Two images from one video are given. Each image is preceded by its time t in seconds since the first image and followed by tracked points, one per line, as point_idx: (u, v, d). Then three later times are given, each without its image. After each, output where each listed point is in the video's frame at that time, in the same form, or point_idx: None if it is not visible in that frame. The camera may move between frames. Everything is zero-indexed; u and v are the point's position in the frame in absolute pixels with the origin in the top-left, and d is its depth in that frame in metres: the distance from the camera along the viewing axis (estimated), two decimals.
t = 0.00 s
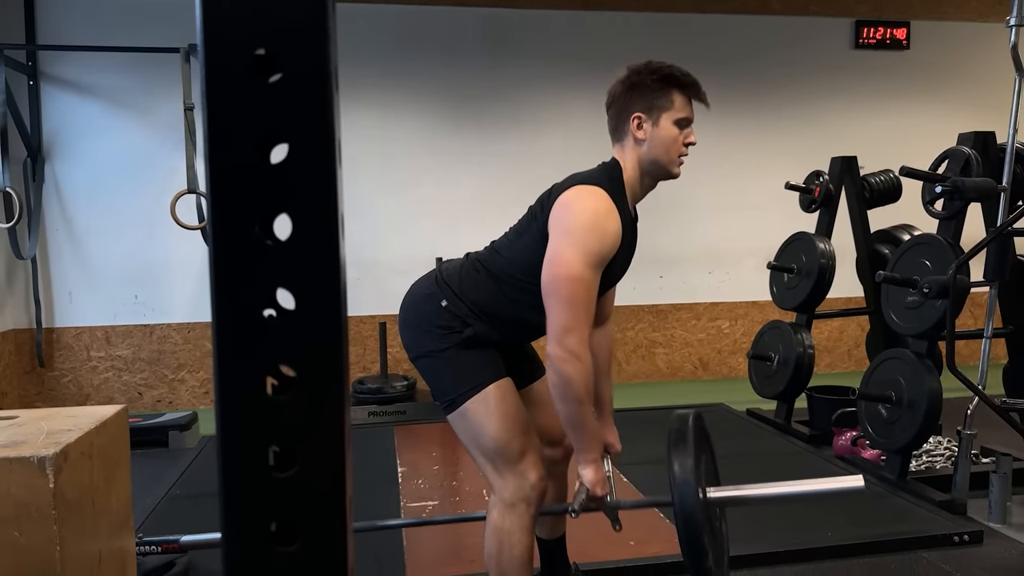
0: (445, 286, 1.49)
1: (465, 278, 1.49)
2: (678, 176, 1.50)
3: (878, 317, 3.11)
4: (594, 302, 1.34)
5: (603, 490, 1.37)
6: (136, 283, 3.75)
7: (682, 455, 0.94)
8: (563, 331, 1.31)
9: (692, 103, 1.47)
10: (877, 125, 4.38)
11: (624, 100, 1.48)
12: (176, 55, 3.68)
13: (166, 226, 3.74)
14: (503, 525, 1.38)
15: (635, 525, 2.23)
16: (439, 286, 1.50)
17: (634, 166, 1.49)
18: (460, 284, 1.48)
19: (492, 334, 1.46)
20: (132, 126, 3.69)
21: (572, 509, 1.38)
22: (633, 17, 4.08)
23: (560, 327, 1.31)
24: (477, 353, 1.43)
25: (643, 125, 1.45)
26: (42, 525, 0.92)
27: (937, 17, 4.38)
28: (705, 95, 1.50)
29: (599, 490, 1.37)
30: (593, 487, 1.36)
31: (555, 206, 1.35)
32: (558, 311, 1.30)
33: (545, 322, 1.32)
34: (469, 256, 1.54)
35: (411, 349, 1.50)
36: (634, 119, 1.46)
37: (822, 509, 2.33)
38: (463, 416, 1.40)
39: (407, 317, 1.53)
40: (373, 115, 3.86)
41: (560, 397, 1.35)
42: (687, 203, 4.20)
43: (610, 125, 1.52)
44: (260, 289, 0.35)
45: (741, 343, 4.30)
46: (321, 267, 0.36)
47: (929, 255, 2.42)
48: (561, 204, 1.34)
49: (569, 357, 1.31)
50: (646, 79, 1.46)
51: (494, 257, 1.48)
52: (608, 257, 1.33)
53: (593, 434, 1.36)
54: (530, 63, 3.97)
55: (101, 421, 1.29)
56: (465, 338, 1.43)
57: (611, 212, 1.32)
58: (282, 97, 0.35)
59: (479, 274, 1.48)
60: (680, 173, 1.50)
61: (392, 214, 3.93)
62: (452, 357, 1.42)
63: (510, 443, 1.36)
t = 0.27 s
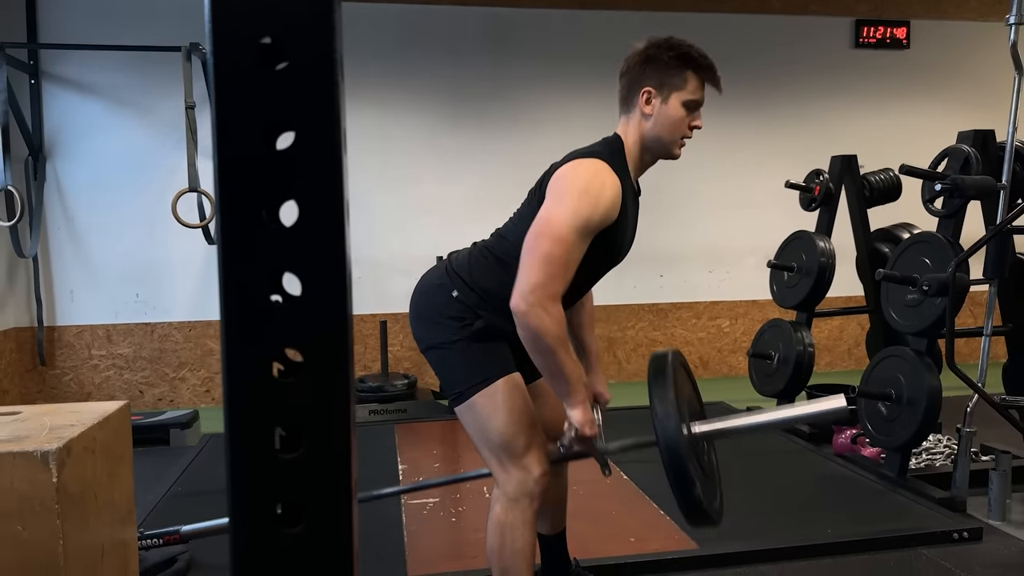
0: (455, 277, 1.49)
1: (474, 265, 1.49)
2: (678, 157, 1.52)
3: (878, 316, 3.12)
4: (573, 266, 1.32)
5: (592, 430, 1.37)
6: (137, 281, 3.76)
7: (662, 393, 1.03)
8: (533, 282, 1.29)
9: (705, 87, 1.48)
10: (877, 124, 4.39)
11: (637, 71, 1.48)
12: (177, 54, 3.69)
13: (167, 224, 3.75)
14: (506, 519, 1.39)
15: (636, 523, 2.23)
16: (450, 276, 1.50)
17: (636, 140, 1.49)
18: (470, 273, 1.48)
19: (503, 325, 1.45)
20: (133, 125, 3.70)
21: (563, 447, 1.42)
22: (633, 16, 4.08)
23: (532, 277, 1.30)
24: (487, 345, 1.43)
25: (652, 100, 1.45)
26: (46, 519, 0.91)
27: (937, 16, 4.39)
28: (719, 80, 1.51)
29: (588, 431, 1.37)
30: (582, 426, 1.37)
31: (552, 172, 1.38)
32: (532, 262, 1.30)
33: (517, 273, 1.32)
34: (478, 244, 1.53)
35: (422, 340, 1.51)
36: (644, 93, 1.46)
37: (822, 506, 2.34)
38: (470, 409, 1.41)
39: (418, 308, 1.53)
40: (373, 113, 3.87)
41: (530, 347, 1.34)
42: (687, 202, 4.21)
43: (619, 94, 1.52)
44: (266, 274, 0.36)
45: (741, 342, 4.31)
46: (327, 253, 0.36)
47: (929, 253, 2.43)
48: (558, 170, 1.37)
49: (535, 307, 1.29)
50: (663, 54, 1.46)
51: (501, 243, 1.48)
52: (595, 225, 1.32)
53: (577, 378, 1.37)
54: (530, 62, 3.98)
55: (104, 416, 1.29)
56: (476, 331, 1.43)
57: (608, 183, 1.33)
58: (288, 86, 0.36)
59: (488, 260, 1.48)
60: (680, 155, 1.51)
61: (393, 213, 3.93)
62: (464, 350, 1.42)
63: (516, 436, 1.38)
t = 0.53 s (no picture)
0: (467, 271, 1.50)
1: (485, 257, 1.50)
2: (683, 150, 1.53)
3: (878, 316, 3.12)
4: (554, 229, 1.32)
5: (575, 370, 1.39)
6: (139, 281, 3.76)
7: (639, 338, 1.21)
8: (509, 231, 1.30)
9: (721, 84, 1.49)
10: (879, 124, 4.39)
11: (655, 58, 1.48)
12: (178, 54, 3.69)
13: (168, 224, 3.76)
14: (511, 517, 1.39)
15: (638, 522, 2.23)
16: (462, 271, 1.51)
17: (646, 128, 1.49)
18: (482, 267, 1.48)
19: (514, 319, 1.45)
20: (134, 124, 3.70)
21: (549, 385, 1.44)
22: (634, 16, 4.09)
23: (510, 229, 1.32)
24: (498, 341, 1.43)
25: (667, 89, 1.45)
26: (50, 517, 0.92)
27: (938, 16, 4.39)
28: (736, 79, 1.52)
29: (571, 371, 1.39)
30: (565, 368, 1.38)
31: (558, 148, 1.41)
32: (513, 215, 1.32)
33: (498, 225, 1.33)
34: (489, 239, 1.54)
35: (434, 335, 1.52)
36: (659, 81, 1.46)
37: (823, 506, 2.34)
38: (479, 406, 1.42)
39: (431, 302, 1.54)
40: (374, 113, 3.88)
41: (505, 297, 1.34)
42: (688, 203, 4.21)
43: (635, 80, 1.52)
44: (276, 271, 0.36)
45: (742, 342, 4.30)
46: (336, 249, 0.37)
47: (930, 253, 2.43)
48: (563, 145, 1.39)
49: (506, 255, 1.30)
50: (684, 45, 1.47)
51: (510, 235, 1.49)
52: (585, 196, 1.32)
53: (558, 323, 1.38)
54: (531, 61, 3.98)
55: (108, 415, 1.30)
56: (488, 327, 1.43)
57: (608, 161, 1.34)
58: (299, 84, 0.36)
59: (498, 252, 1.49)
60: (687, 148, 1.52)
61: (394, 212, 3.94)
62: (476, 347, 1.43)
63: (524, 434, 1.39)
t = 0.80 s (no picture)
0: (477, 273, 1.51)
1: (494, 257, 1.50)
2: (694, 156, 1.53)
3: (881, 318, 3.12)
4: (548, 209, 1.33)
5: (563, 340, 1.37)
6: (142, 282, 3.77)
7: (626, 308, 1.31)
8: (501, 202, 1.32)
9: (735, 94, 1.49)
10: (881, 127, 4.39)
11: (671, 63, 1.49)
12: (182, 56, 3.70)
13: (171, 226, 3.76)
14: (516, 519, 1.39)
15: (641, 525, 2.23)
16: (472, 272, 1.51)
17: (657, 132, 1.49)
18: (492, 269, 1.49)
19: (526, 320, 1.46)
20: (137, 126, 3.71)
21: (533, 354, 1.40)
22: (636, 18, 4.10)
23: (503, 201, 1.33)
24: (507, 344, 1.45)
25: (681, 94, 1.46)
26: (57, 518, 0.90)
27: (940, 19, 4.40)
28: (750, 88, 1.52)
29: (559, 341, 1.38)
30: (553, 338, 1.37)
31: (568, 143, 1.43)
32: (508, 189, 1.33)
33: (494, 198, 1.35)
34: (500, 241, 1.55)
35: (442, 337, 1.53)
36: (674, 87, 1.46)
37: (826, 508, 2.35)
38: (487, 408, 1.42)
39: (439, 302, 1.55)
40: (377, 115, 3.88)
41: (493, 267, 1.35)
42: (690, 204, 4.21)
43: (649, 83, 1.52)
44: (293, 280, 0.37)
45: (744, 344, 4.30)
46: (351, 259, 0.37)
47: (933, 256, 2.43)
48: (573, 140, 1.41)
49: (494, 223, 1.31)
50: (701, 52, 1.48)
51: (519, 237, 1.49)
52: (585, 185, 1.33)
53: (546, 295, 1.38)
54: (533, 63, 3.99)
55: (114, 417, 1.30)
56: (497, 329, 1.44)
57: (613, 156, 1.35)
58: (317, 95, 0.36)
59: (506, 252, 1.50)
60: (696, 155, 1.52)
61: (397, 214, 3.94)
62: (485, 348, 1.44)
63: (531, 436, 1.39)
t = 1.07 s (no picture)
0: (480, 275, 1.51)
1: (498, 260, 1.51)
2: (701, 161, 1.54)
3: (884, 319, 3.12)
4: (555, 216, 1.33)
5: (569, 350, 1.39)
6: (146, 283, 3.78)
7: (638, 320, 1.31)
8: (508, 210, 1.32)
9: (741, 99, 1.50)
10: (884, 127, 4.39)
11: (677, 69, 1.50)
12: (185, 57, 3.71)
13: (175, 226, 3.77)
14: (520, 520, 1.40)
15: (646, 526, 2.24)
16: (475, 275, 1.52)
17: (664, 137, 1.50)
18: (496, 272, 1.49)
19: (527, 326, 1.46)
20: (141, 126, 3.72)
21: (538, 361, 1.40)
22: (638, 19, 4.10)
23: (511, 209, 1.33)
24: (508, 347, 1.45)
25: (687, 100, 1.46)
26: (64, 520, 0.88)
27: (943, 19, 4.40)
28: (755, 93, 1.53)
29: (566, 351, 1.39)
30: (560, 348, 1.39)
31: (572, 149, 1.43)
32: (515, 196, 1.33)
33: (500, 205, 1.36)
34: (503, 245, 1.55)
35: (446, 338, 1.53)
36: (680, 92, 1.47)
37: (829, 509, 2.35)
38: (490, 410, 1.43)
39: (444, 304, 1.56)
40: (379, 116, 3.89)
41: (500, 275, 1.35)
42: (693, 205, 4.22)
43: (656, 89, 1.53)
44: (314, 290, 0.37)
45: (747, 345, 4.31)
46: (371, 270, 0.38)
47: (937, 257, 2.44)
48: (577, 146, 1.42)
49: (502, 232, 1.31)
50: (707, 57, 1.48)
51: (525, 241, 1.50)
52: (590, 191, 1.33)
53: (552, 305, 1.39)
54: (535, 64, 4.00)
55: (121, 419, 1.31)
56: (500, 332, 1.44)
57: (617, 162, 1.36)
58: (338, 109, 0.37)
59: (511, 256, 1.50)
60: (703, 159, 1.53)
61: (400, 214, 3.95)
62: (488, 351, 1.44)
63: (534, 437, 1.39)
